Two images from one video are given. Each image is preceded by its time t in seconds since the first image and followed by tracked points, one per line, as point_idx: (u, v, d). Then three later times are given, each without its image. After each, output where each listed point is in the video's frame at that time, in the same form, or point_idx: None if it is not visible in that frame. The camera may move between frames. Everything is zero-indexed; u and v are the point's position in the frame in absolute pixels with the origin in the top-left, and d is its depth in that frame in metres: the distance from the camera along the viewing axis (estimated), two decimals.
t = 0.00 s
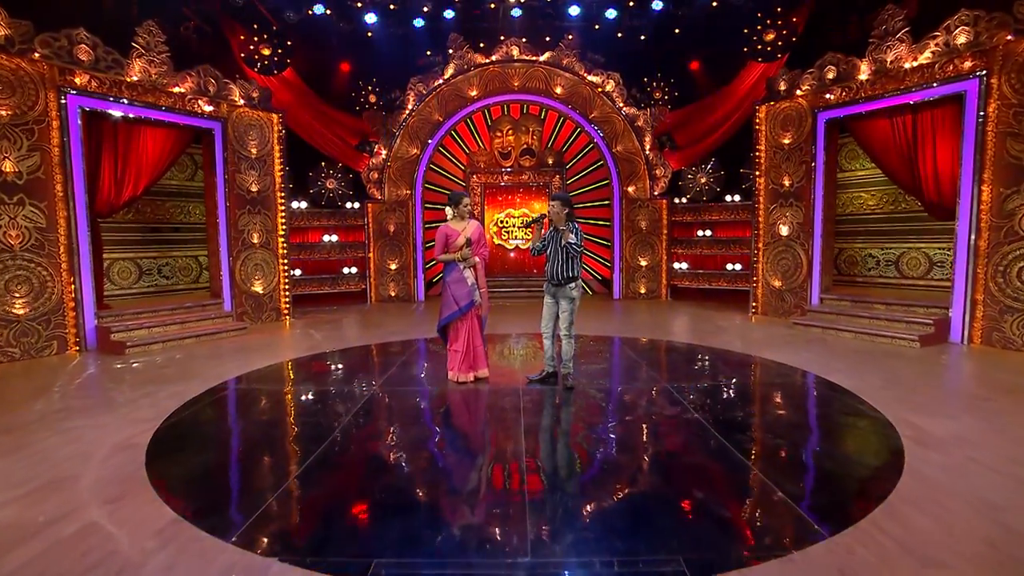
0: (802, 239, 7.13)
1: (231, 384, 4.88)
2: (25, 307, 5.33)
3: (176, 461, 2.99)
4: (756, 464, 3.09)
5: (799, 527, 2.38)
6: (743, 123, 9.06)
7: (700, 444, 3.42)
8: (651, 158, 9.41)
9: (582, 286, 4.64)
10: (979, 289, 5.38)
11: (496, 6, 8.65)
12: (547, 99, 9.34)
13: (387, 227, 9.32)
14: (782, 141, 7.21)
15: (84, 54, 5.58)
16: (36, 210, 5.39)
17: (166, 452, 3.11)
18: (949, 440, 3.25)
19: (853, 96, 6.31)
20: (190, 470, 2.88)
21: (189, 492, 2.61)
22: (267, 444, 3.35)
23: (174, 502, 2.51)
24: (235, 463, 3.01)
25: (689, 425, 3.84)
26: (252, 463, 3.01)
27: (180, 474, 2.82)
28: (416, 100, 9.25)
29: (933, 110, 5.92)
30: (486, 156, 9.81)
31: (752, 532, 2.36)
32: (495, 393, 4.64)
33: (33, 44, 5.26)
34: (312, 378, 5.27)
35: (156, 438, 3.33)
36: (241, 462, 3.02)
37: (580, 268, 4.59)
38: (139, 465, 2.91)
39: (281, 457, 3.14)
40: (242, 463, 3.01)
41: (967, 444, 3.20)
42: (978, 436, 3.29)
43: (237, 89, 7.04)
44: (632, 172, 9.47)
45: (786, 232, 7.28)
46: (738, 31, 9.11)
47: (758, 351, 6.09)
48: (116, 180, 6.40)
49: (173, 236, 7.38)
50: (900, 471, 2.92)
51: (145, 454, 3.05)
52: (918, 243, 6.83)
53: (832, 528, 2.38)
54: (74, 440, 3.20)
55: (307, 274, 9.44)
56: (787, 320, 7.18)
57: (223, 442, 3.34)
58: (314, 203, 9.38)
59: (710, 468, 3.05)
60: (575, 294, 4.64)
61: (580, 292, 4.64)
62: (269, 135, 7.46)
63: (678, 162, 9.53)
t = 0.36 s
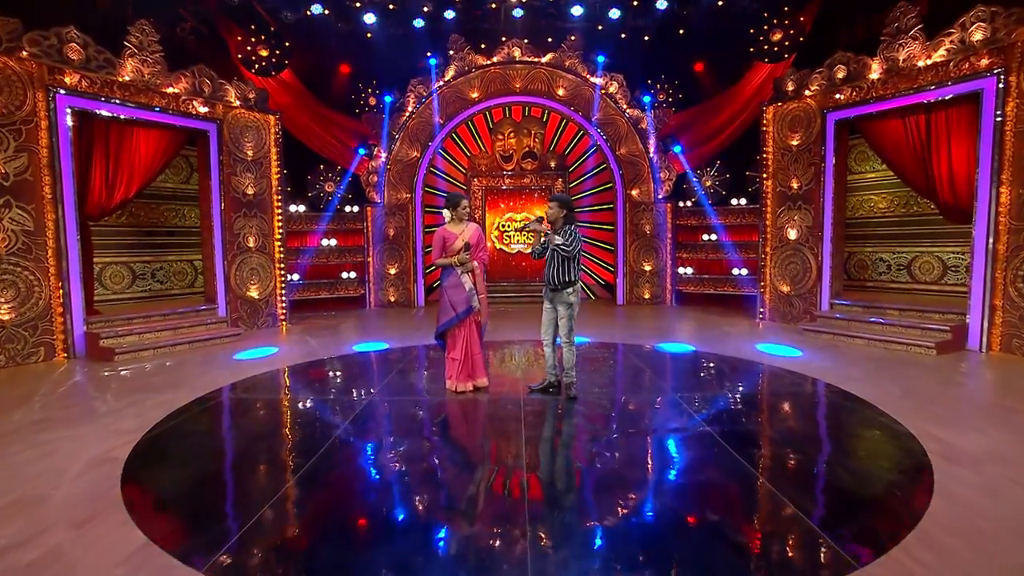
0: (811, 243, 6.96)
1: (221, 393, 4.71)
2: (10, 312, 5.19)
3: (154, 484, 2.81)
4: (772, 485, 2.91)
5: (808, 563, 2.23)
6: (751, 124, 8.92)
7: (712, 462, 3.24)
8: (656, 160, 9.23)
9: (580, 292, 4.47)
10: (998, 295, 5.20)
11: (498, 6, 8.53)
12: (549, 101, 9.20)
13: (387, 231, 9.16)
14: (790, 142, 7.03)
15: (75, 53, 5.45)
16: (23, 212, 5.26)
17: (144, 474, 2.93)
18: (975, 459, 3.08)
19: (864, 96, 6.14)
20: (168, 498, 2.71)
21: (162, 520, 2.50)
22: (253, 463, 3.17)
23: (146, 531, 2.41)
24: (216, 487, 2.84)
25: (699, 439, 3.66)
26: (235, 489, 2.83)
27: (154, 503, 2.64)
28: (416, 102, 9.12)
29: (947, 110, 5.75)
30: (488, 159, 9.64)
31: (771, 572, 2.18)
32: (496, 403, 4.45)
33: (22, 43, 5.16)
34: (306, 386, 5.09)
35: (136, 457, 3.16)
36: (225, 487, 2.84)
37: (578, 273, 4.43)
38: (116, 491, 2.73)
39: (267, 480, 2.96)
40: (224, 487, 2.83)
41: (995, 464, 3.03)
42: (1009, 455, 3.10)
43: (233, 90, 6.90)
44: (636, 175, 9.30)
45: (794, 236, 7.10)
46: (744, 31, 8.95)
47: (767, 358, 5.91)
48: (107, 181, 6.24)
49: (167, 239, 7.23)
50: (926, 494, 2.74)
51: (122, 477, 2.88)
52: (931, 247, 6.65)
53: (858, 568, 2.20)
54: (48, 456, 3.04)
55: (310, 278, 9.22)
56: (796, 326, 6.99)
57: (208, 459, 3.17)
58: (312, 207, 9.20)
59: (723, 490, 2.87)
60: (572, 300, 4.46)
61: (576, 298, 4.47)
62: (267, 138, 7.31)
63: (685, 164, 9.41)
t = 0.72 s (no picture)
0: (823, 244, 6.78)
1: (214, 401, 4.56)
2: None
3: (137, 510, 2.66)
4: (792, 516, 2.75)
5: None
6: (759, 123, 8.71)
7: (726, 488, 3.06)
8: (661, 159, 9.09)
9: (575, 295, 4.25)
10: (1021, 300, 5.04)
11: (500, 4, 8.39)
12: (553, 100, 9.05)
13: (388, 232, 9.00)
14: (801, 141, 6.85)
15: (66, 49, 5.33)
16: (13, 212, 5.12)
17: (127, 499, 2.78)
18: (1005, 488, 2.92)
19: (879, 93, 5.96)
20: (152, 525, 2.55)
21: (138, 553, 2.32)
22: (242, 485, 3.02)
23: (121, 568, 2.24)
24: (204, 514, 2.68)
25: (712, 458, 3.48)
26: (221, 514, 2.67)
27: (134, 532, 2.48)
28: (418, 101, 8.98)
29: (967, 106, 5.56)
30: (491, 160, 9.47)
31: None
32: (497, 413, 4.29)
33: (11, 38, 5.03)
34: (302, 394, 4.93)
35: (119, 477, 3.01)
36: (211, 515, 2.67)
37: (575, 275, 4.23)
38: (93, 519, 2.57)
39: (255, 505, 2.80)
40: (211, 514, 2.68)
41: None
42: None
43: (230, 88, 6.76)
44: (642, 175, 9.14)
45: (805, 237, 6.92)
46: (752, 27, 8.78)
47: (779, 364, 5.74)
48: (100, 181, 6.09)
49: (164, 241, 7.09)
50: (957, 529, 2.59)
51: (102, 502, 2.72)
52: (949, 249, 6.45)
53: None
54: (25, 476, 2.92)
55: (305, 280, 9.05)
56: (808, 330, 6.80)
57: (193, 481, 3.01)
58: (312, 208, 9.04)
59: (737, 519, 2.71)
60: (567, 303, 4.23)
61: (571, 301, 4.23)
62: (264, 136, 7.16)
63: (691, 164, 9.17)
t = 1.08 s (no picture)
0: (837, 244, 6.58)
1: (209, 409, 4.42)
2: None
3: (122, 539, 2.50)
4: (816, 539, 2.58)
5: None
6: (770, 120, 8.45)
7: (744, 507, 2.90)
8: (669, 159, 8.89)
9: (572, 297, 4.05)
10: None
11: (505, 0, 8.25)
12: (559, 98, 8.88)
13: (391, 233, 8.85)
14: (814, 138, 6.68)
15: (59, 45, 5.19)
16: (5, 214, 4.99)
17: (111, 527, 2.63)
18: None
19: (898, 88, 5.81)
20: (137, 555, 2.40)
21: None
22: (233, 507, 2.87)
23: None
24: (192, 542, 2.52)
25: (727, 473, 3.32)
26: (211, 538, 2.54)
27: (116, 566, 2.33)
28: (421, 99, 8.82)
29: (991, 101, 5.41)
30: (495, 159, 9.35)
31: None
32: (501, 422, 4.13)
33: (2, 34, 4.89)
34: (300, 401, 4.78)
35: (104, 501, 2.86)
36: (200, 539, 2.54)
37: (576, 277, 4.04)
38: (73, 550, 2.42)
39: (246, 529, 2.64)
40: (201, 538, 2.55)
41: None
42: None
43: (228, 86, 6.62)
44: (649, 174, 8.96)
45: (818, 237, 6.73)
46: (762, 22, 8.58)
47: (792, 369, 5.56)
48: (94, 181, 5.95)
49: (162, 242, 6.96)
50: (993, 554, 2.43)
51: (84, 529, 2.57)
52: (968, 249, 6.24)
53: None
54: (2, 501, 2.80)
55: (307, 281, 8.91)
56: (822, 334, 6.61)
57: (181, 501, 2.87)
58: (314, 208, 8.90)
59: (757, 543, 2.54)
60: (563, 306, 4.05)
61: (568, 304, 4.05)
62: (263, 134, 7.03)
63: (699, 163, 8.91)
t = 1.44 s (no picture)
0: (848, 245, 6.39)
1: (196, 419, 4.23)
2: None
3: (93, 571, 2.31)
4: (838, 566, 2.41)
5: None
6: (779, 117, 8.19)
7: (766, 531, 2.70)
8: (675, 158, 8.67)
9: (571, 301, 3.85)
10: None
11: None
12: (562, 95, 8.68)
13: (390, 233, 8.66)
14: (825, 135, 6.49)
15: (44, 40, 5.03)
16: None
17: (83, 558, 2.44)
18: None
19: (912, 84, 5.64)
20: None
21: None
22: (216, 533, 2.67)
23: None
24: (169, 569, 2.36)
25: (743, 490, 3.12)
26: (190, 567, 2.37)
27: None
28: (421, 96, 8.62)
29: (1013, 94, 5.22)
30: (496, 158, 9.17)
31: None
32: (502, 434, 3.95)
33: None
34: (290, 411, 4.57)
35: (77, 530, 2.67)
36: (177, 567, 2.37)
37: (577, 281, 3.86)
38: None
39: (230, 560, 2.45)
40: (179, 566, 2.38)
41: None
42: None
43: (222, 83, 6.44)
44: (654, 173, 8.75)
45: (829, 238, 6.54)
46: (771, 16, 8.36)
47: (803, 375, 5.37)
48: (83, 180, 5.78)
49: (155, 242, 6.79)
50: None
51: (53, 561, 2.38)
52: (985, 250, 6.07)
53: None
54: None
55: (305, 282, 8.75)
56: (833, 337, 6.42)
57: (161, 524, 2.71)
58: (311, 208, 8.70)
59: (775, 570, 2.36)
60: (562, 310, 3.86)
61: (568, 308, 3.85)
62: (259, 133, 6.86)
63: (705, 161, 8.84)
